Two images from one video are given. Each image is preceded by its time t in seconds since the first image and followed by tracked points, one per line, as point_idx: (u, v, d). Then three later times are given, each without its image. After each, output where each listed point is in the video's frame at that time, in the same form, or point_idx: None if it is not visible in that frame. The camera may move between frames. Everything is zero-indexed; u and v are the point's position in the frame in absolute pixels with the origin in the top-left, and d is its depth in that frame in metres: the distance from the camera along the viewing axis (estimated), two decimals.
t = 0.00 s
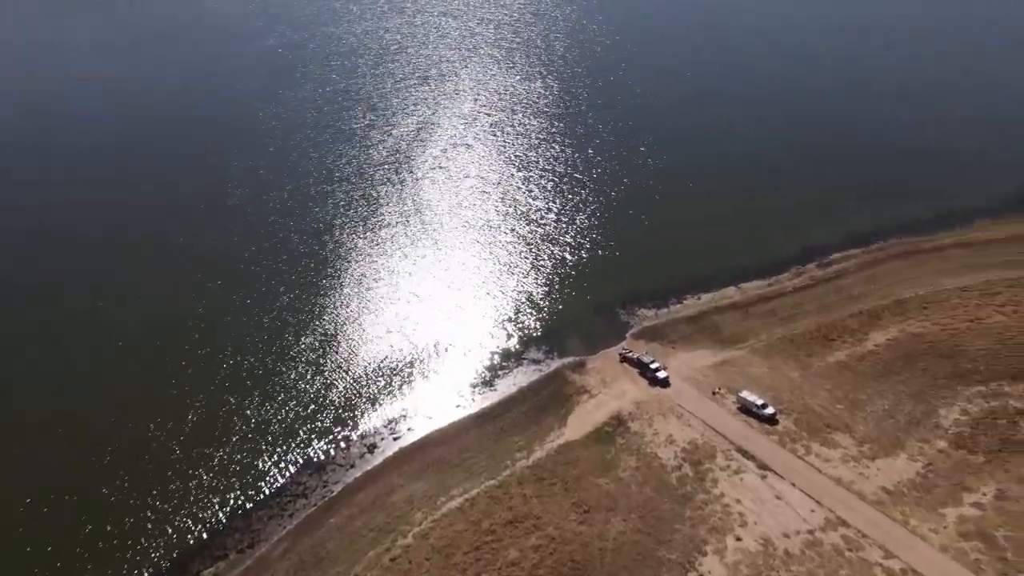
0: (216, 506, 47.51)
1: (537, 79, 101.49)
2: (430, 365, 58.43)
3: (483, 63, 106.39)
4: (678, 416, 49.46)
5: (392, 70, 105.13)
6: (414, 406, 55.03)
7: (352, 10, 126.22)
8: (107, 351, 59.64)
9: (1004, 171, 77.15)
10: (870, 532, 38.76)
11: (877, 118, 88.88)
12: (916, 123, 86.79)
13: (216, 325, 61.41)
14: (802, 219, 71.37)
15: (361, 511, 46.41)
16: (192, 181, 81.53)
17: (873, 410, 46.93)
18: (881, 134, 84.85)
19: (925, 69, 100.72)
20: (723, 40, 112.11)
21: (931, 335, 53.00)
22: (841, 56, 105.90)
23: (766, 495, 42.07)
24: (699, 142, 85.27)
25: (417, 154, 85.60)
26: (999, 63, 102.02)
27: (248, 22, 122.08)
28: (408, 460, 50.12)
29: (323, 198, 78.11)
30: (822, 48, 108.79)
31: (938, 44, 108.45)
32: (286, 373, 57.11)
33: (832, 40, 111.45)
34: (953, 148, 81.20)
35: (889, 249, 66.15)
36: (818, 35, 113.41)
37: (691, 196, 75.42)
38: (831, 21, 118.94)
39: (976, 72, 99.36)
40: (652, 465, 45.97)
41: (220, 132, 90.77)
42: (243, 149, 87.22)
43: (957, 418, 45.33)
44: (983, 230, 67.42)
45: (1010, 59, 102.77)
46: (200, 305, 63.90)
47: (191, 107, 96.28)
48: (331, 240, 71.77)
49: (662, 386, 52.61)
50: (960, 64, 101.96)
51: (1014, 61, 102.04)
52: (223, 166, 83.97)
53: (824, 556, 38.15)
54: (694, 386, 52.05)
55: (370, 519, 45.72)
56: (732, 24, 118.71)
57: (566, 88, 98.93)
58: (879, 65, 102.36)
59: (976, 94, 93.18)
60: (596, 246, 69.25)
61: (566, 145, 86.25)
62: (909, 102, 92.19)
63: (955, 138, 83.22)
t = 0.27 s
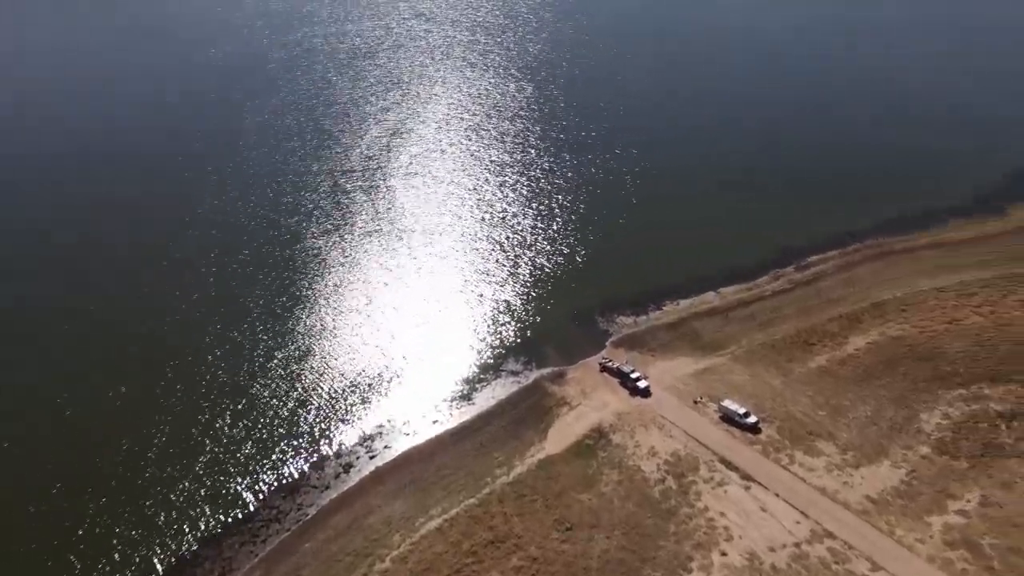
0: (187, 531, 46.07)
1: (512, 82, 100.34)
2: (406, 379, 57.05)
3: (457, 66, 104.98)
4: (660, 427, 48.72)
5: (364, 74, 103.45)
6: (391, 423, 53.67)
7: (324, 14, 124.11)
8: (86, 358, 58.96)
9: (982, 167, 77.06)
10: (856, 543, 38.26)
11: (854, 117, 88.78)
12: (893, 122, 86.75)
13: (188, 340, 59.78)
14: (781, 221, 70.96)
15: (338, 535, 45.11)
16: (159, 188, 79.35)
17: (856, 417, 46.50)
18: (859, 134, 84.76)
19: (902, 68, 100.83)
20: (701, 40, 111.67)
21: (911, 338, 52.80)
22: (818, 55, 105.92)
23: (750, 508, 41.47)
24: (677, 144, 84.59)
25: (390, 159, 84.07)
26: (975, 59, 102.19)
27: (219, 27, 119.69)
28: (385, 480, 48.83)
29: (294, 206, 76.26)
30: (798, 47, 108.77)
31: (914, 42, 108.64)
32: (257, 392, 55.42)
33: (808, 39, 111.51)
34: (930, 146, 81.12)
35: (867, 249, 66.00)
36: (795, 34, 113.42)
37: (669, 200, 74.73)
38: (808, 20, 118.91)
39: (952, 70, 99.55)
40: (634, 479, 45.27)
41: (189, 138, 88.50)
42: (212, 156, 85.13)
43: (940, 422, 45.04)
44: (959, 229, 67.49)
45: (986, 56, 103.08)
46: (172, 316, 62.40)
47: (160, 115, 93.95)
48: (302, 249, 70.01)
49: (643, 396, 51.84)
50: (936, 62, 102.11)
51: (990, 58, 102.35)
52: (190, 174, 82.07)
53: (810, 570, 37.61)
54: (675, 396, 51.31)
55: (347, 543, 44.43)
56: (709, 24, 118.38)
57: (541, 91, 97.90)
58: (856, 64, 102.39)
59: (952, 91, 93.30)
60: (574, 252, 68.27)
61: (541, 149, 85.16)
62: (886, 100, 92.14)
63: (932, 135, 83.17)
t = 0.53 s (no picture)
0: (147, 559, 44.29)
1: (478, 85, 99.09)
2: (375, 395, 55.59)
3: (423, 70, 103.41)
4: (635, 437, 48.01)
5: (327, 79, 101.49)
6: (360, 441, 52.20)
7: (286, 18, 121.49)
8: (43, 367, 56.94)
9: (947, 164, 77.67)
10: (834, 550, 37.90)
11: (822, 116, 89.16)
12: (859, 121, 87.33)
13: (159, 354, 58.29)
14: (750, 222, 70.77)
15: (307, 561, 43.70)
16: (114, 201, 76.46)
17: (830, 420, 46.28)
18: (827, 133, 85.11)
19: (866, 68, 101.80)
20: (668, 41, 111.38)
21: (882, 339, 52.88)
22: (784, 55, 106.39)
23: (728, 517, 40.96)
24: (646, 146, 84.04)
25: (355, 166, 82.40)
26: (937, 59, 103.62)
27: (182, 30, 116.78)
28: (355, 501, 47.42)
29: (256, 217, 74.32)
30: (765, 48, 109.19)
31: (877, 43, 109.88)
32: (220, 413, 53.54)
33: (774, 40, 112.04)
34: (896, 145, 81.76)
35: (836, 248, 66.16)
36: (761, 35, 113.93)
37: (638, 203, 74.12)
38: (774, 22, 119.55)
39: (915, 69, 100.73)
40: (610, 491, 44.55)
41: (145, 147, 85.55)
42: (169, 166, 82.39)
43: (913, 424, 45.03)
44: (925, 227, 67.94)
45: (946, 56, 104.59)
46: (132, 330, 60.41)
47: (115, 122, 90.78)
48: (265, 262, 68.20)
49: (617, 406, 51.08)
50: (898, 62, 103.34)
51: (950, 57, 103.78)
52: (146, 185, 79.22)
53: None
54: (649, 404, 50.66)
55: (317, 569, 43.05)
56: (676, 25, 118.27)
57: (508, 94, 96.77)
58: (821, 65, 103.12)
59: (915, 90, 94.30)
60: (543, 258, 67.27)
61: (507, 153, 84.01)
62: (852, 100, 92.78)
63: (898, 134, 83.85)
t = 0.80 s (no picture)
0: None
1: (439, 88, 97.66)
2: (340, 412, 54.03)
3: (382, 74, 101.63)
4: (606, 447, 47.49)
5: (285, 85, 99.21)
6: (326, 460, 50.68)
7: (239, 23, 118.33)
8: None
9: (908, 157, 77.95)
10: (809, 556, 38.03)
11: (784, 113, 89.35)
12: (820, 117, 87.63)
13: (117, 372, 56.25)
14: (716, 222, 70.54)
15: None
16: (60, 219, 73.35)
17: (800, 422, 46.34)
18: (789, 130, 85.28)
19: (827, 58, 101.71)
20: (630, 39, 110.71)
21: (847, 337, 53.14)
22: (745, 50, 106.26)
23: (702, 527, 40.79)
24: (612, 147, 83.68)
25: (314, 173, 80.45)
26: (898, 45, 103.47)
27: (136, 36, 113.39)
28: (323, 523, 46.12)
29: (214, 228, 72.06)
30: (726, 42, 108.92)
31: (838, 31, 109.81)
32: (179, 438, 51.65)
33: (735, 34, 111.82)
34: (857, 140, 82.14)
35: (800, 245, 66.30)
36: (722, 30, 113.69)
37: (603, 206, 73.43)
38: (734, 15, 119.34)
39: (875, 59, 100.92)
40: (584, 504, 44.11)
41: (93, 160, 82.38)
42: (118, 180, 79.32)
43: (881, 423, 45.32)
44: (887, 221, 68.31)
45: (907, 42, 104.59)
46: (91, 347, 58.41)
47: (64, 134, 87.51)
48: (223, 275, 66.10)
49: (588, 415, 50.41)
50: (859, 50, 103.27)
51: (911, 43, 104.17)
52: (94, 199, 76.13)
53: None
54: (619, 411, 50.13)
55: None
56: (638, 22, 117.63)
57: (470, 97, 95.45)
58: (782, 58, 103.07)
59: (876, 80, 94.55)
60: (509, 264, 66.24)
61: (470, 156, 82.71)
62: (813, 93, 92.85)
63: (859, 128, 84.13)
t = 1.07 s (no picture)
0: None
1: (393, 91, 95.78)
2: (301, 430, 52.37)
3: (335, 79, 99.35)
4: (575, 455, 47.01)
5: (234, 91, 96.35)
6: (287, 482, 49.08)
7: (183, 28, 114.69)
8: None
9: (861, 148, 78.24)
10: (781, 559, 38.52)
11: (739, 104, 88.97)
12: (775, 108, 87.57)
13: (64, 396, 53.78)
14: (678, 218, 70.30)
15: None
16: None
17: (766, 422, 46.61)
18: (745, 123, 85.11)
19: (781, 49, 101.66)
20: (584, 36, 109.60)
21: (808, 334, 53.50)
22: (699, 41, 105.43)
23: (674, 533, 40.85)
24: (571, 144, 82.79)
25: (267, 183, 78.10)
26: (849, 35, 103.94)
27: (76, 43, 109.14)
28: (286, 548, 44.79)
29: (162, 243, 69.40)
30: (680, 34, 108.18)
31: (790, 22, 110.01)
32: (131, 464, 49.50)
33: (689, 25, 111.13)
34: (812, 131, 82.23)
35: (759, 243, 66.47)
36: (676, 21, 112.86)
37: (562, 208, 72.60)
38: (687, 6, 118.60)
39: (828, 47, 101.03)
40: (554, 516, 43.64)
41: (32, 175, 78.95)
42: (59, 194, 76.11)
43: (845, 420, 45.83)
44: (843, 216, 68.97)
45: (858, 32, 104.98)
46: (35, 370, 55.77)
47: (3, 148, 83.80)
48: (173, 291, 63.63)
49: (555, 423, 49.76)
50: (812, 40, 103.41)
51: (862, 32, 105.19)
52: (34, 216, 72.99)
53: None
54: (586, 418, 49.61)
55: None
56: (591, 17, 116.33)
57: (425, 100, 93.62)
58: (737, 48, 102.63)
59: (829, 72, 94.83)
60: (470, 271, 64.98)
61: (427, 160, 80.97)
62: (767, 86, 92.72)
63: (813, 120, 84.22)
